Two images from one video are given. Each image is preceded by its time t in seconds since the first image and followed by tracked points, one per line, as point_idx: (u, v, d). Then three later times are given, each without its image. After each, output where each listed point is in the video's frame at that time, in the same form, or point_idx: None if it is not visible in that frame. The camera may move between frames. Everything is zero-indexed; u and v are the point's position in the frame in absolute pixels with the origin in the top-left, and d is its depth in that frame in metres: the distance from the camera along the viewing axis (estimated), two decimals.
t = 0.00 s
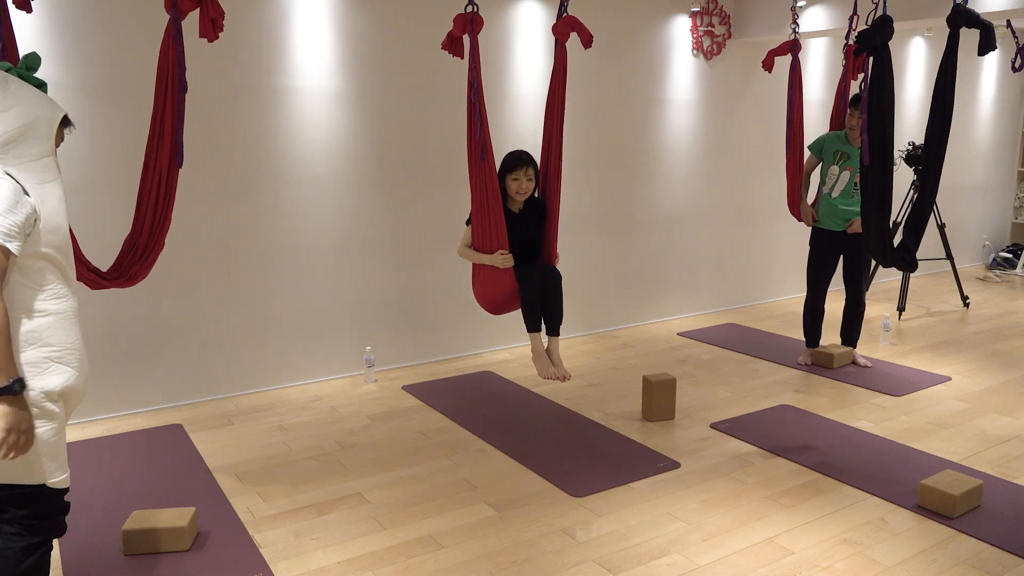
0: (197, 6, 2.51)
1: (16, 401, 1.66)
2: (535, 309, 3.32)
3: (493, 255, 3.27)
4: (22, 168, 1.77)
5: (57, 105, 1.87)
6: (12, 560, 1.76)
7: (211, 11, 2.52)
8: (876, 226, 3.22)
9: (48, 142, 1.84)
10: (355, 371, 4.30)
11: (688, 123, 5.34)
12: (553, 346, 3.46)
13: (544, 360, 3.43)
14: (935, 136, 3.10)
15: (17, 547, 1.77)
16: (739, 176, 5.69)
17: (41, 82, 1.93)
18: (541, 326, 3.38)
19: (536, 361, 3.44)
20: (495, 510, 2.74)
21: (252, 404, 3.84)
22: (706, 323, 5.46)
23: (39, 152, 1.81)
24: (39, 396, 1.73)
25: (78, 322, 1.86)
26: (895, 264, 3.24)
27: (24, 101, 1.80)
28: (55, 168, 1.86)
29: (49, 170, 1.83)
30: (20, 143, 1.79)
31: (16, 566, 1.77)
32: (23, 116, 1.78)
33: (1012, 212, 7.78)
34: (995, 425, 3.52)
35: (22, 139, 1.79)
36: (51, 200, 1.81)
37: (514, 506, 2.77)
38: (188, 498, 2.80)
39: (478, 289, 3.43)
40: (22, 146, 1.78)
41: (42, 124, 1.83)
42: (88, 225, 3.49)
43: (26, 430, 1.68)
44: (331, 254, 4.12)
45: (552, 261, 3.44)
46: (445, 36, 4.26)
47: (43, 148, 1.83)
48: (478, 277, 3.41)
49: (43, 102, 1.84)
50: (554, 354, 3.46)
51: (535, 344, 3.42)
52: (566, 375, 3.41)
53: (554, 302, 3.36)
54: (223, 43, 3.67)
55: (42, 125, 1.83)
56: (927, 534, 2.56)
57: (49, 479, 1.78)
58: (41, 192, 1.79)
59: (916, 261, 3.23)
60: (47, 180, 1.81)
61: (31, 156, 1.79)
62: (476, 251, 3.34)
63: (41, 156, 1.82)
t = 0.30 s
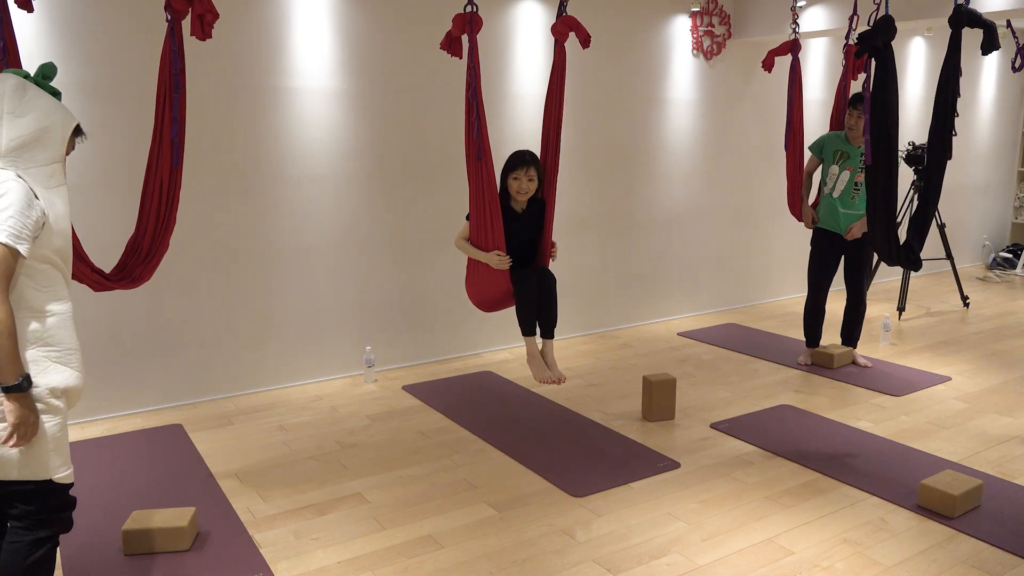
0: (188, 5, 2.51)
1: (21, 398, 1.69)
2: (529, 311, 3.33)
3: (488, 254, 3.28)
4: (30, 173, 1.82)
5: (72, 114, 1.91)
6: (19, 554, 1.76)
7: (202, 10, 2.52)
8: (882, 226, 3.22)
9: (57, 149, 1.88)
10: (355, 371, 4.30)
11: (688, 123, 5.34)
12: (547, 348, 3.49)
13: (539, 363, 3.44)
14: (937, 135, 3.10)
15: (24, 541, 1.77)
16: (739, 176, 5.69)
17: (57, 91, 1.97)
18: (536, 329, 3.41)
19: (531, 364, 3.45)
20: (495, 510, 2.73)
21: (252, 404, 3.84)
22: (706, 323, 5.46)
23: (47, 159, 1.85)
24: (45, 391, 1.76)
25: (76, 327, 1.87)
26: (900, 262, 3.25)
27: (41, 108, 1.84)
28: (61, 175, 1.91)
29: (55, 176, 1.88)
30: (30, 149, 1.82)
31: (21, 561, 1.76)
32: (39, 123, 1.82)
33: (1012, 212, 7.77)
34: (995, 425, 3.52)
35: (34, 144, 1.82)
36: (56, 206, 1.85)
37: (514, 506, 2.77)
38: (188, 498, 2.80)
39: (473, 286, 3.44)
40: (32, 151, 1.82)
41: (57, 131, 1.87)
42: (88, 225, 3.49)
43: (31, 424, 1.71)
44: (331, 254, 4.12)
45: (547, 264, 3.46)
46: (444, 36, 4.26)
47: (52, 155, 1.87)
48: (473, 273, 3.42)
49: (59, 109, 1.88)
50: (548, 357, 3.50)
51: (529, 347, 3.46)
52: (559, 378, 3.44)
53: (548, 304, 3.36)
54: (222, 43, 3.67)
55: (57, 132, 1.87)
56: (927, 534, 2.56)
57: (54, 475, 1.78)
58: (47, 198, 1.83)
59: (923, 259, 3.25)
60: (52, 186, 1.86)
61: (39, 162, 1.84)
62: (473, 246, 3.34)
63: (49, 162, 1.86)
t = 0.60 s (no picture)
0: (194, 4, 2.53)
1: (45, 393, 1.70)
2: (529, 313, 3.35)
3: (490, 249, 3.26)
4: (38, 175, 1.83)
5: (78, 116, 1.92)
6: (62, 531, 1.83)
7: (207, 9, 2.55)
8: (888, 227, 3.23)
9: (64, 150, 1.89)
10: (355, 371, 4.30)
11: (688, 123, 5.34)
12: (545, 348, 3.48)
13: (537, 364, 3.44)
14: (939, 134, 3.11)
15: (69, 518, 1.84)
16: (739, 176, 5.69)
17: (64, 91, 1.98)
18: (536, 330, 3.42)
19: (530, 363, 3.45)
20: (495, 510, 2.74)
21: (252, 404, 3.84)
22: (706, 323, 5.46)
23: (54, 160, 1.86)
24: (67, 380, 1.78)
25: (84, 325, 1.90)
26: (904, 262, 3.25)
27: (49, 109, 1.85)
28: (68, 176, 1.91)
29: (61, 177, 1.88)
30: (37, 151, 1.83)
31: (64, 537, 1.83)
32: (47, 124, 1.84)
33: (1012, 212, 7.77)
34: (995, 425, 3.52)
35: (43, 146, 1.83)
36: (64, 207, 1.86)
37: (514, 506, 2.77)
38: (189, 498, 2.80)
39: (474, 285, 3.43)
40: (40, 153, 1.83)
41: (63, 132, 1.88)
42: (89, 225, 3.49)
43: (53, 416, 1.72)
44: (331, 253, 4.12)
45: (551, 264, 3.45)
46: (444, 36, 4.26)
47: (59, 155, 1.88)
48: (473, 271, 3.41)
49: (65, 110, 1.89)
50: (546, 357, 3.49)
51: (528, 346, 3.45)
52: (556, 378, 3.45)
53: (549, 307, 3.38)
54: (222, 43, 3.67)
55: (63, 133, 1.88)
56: (926, 534, 2.56)
57: (91, 455, 1.83)
58: (54, 200, 1.84)
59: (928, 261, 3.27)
60: (59, 187, 1.86)
61: (46, 164, 1.85)
62: (474, 241, 3.32)
63: (56, 164, 1.87)
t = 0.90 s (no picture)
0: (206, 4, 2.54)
1: (85, 405, 1.77)
2: (533, 313, 3.41)
3: (495, 250, 3.26)
4: (69, 177, 1.83)
5: (97, 115, 1.94)
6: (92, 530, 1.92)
7: (218, 10, 2.57)
8: (889, 228, 3.23)
9: (90, 150, 1.90)
10: (355, 371, 4.30)
11: (688, 123, 5.34)
12: (547, 348, 3.52)
13: (539, 364, 3.47)
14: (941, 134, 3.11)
15: (94, 516, 1.92)
16: (739, 176, 5.69)
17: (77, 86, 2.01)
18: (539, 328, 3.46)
19: (531, 363, 3.49)
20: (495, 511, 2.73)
21: (252, 404, 3.84)
22: (706, 323, 5.46)
23: (82, 160, 1.87)
24: (105, 396, 1.85)
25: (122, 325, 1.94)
26: (908, 263, 3.26)
27: (73, 110, 1.86)
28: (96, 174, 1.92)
29: (90, 176, 1.89)
30: (66, 153, 1.84)
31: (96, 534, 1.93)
32: (72, 125, 1.85)
33: (1012, 212, 7.77)
34: (995, 425, 3.52)
35: (70, 147, 1.84)
36: (96, 208, 1.88)
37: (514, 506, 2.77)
38: (189, 498, 2.81)
39: (477, 286, 3.43)
40: (69, 155, 1.84)
41: (86, 133, 1.89)
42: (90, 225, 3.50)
43: (93, 428, 1.79)
44: (331, 253, 4.12)
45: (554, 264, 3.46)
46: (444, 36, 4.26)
47: (86, 155, 1.89)
48: (477, 273, 3.40)
49: (85, 109, 1.90)
50: (549, 358, 3.50)
51: (530, 346, 3.49)
52: (558, 378, 3.46)
53: (552, 308, 3.46)
54: (223, 43, 3.67)
55: (86, 133, 1.89)
56: (926, 535, 2.55)
57: (113, 464, 1.91)
58: (87, 200, 1.86)
59: (930, 261, 3.27)
60: (91, 186, 1.88)
61: (76, 165, 1.85)
62: (477, 244, 3.32)
63: (85, 163, 1.88)
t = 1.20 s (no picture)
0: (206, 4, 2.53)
1: (137, 395, 1.83)
2: (537, 312, 3.40)
3: (500, 250, 3.26)
4: (114, 171, 1.88)
5: (137, 105, 1.95)
6: (118, 524, 1.95)
7: (219, 11, 2.56)
8: (887, 229, 3.23)
9: (132, 143, 1.94)
10: (356, 371, 4.30)
11: (688, 122, 5.34)
12: (551, 348, 3.49)
13: (541, 364, 3.45)
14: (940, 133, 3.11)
15: (122, 512, 1.96)
16: (739, 176, 5.70)
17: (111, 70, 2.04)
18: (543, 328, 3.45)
19: (535, 364, 3.46)
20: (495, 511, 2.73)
21: (252, 404, 3.84)
22: (706, 323, 5.46)
23: (124, 155, 1.91)
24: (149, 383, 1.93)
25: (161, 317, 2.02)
26: (907, 263, 3.26)
27: (112, 104, 1.89)
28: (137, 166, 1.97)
29: (133, 169, 1.93)
30: (108, 149, 1.88)
31: (123, 529, 1.95)
32: (112, 119, 1.88)
33: (1012, 212, 7.77)
34: (995, 425, 3.51)
35: (111, 143, 1.88)
36: (139, 201, 1.92)
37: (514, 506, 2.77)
38: (189, 498, 2.81)
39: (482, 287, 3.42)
40: (112, 150, 1.88)
41: (127, 125, 1.92)
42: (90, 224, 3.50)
43: (146, 417, 1.86)
44: (331, 253, 4.12)
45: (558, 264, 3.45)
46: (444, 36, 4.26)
47: (129, 148, 1.93)
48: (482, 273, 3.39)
49: (126, 102, 1.93)
50: (551, 359, 3.49)
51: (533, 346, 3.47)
52: (560, 379, 3.44)
53: (557, 307, 3.44)
54: (223, 43, 3.67)
55: (126, 126, 1.92)
56: (926, 535, 2.55)
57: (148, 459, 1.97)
58: (131, 193, 1.91)
59: (927, 261, 3.26)
60: (134, 180, 1.93)
61: (119, 160, 1.90)
62: (484, 245, 3.32)
63: (126, 158, 1.92)
